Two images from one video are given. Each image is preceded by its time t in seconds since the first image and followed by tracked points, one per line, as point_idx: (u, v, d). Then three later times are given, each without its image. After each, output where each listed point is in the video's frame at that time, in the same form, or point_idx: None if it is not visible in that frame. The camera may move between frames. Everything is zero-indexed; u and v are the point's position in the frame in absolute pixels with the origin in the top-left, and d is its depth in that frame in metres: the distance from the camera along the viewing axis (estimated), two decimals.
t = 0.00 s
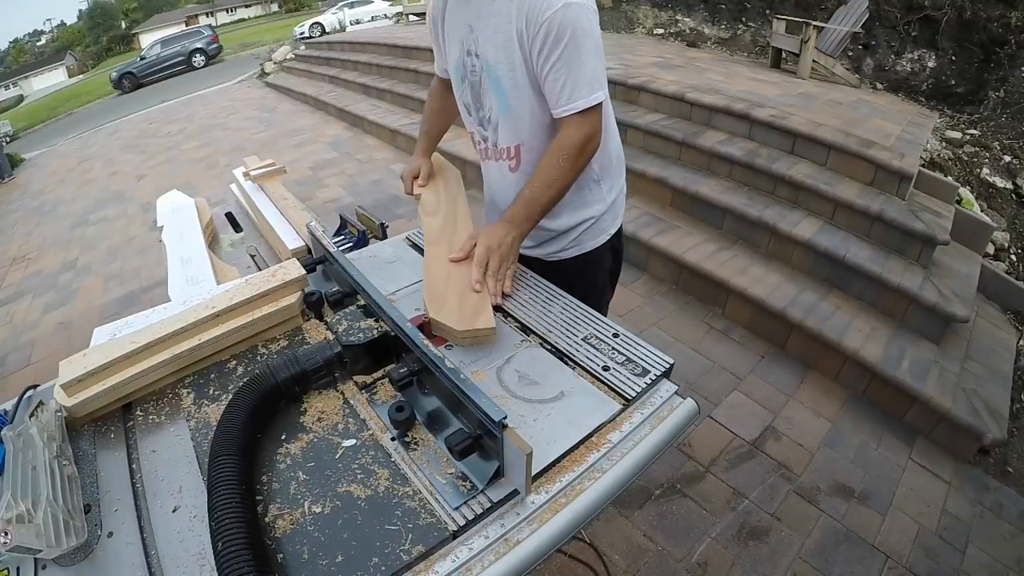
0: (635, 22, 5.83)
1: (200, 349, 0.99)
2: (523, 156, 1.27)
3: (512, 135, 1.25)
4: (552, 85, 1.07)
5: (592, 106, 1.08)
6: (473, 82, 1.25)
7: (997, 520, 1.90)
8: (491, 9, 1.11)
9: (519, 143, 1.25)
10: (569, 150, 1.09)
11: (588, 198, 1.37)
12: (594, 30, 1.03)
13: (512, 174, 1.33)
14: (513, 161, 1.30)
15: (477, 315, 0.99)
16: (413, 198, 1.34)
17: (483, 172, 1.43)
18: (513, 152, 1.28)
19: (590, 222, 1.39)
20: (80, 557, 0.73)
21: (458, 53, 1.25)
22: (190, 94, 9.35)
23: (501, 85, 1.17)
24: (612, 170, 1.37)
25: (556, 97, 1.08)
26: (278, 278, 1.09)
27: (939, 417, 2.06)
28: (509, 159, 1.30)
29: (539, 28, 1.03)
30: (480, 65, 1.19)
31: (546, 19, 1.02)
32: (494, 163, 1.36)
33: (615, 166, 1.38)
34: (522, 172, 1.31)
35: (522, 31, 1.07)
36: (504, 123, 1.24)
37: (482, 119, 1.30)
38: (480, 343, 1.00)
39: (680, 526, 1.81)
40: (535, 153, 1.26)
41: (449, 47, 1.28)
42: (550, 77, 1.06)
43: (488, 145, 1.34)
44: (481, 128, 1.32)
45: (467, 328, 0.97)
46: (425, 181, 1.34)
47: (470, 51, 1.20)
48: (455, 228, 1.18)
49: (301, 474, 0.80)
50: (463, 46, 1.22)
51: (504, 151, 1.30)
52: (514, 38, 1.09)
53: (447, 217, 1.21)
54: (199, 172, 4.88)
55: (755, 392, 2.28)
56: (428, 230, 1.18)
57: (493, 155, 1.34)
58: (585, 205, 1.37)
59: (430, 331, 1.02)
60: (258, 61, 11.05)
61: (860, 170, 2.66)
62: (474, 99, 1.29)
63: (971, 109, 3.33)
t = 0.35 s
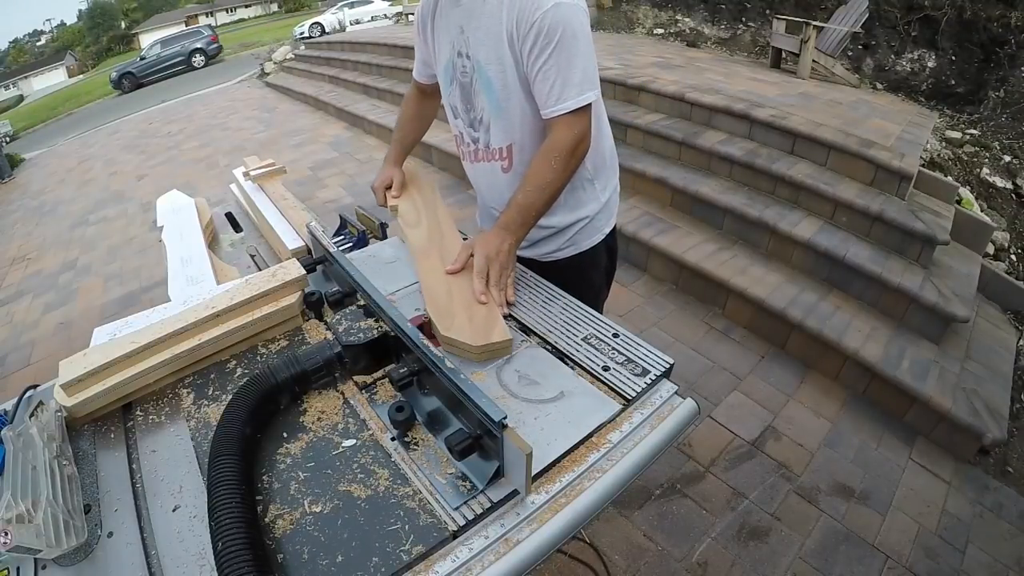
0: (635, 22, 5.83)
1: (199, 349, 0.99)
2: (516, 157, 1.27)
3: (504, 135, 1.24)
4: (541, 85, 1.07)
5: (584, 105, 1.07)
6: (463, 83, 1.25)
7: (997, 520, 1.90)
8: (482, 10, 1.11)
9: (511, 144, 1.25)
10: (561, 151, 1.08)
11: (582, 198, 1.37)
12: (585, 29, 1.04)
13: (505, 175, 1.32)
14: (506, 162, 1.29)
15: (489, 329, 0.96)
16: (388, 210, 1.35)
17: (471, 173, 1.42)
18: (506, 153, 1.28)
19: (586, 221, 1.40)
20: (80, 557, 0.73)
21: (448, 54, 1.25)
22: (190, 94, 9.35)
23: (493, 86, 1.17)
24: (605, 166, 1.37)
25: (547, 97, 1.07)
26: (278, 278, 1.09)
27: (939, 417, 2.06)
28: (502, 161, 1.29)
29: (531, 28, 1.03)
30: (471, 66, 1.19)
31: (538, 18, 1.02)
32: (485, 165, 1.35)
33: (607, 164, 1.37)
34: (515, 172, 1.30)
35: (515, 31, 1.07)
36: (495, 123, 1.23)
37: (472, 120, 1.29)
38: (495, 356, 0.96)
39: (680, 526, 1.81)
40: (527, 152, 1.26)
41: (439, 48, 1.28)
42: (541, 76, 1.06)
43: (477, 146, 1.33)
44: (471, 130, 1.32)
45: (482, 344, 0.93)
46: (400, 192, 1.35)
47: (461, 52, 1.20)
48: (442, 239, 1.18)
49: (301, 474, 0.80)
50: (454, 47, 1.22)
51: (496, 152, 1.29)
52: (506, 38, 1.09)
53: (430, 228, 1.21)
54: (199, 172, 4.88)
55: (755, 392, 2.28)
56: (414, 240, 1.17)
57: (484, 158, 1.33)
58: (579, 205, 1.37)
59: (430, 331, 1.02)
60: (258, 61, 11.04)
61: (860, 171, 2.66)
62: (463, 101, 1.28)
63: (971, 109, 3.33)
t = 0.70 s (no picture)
0: (635, 22, 5.83)
1: (199, 349, 0.99)
2: (524, 152, 1.27)
3: (516, 128, 1.24)
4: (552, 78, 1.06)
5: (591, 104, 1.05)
6: (477, 74, 1.25)
7: (997, 520, 1.90)
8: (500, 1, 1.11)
9: (521, 139, 1.25)
10: (568, 150, 1.06)
11: (585, 202, 1.37)
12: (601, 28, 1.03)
13: (514, 168, 1.32)
14: (513, 156, 1.29)
15: (503, 344, 0.94)
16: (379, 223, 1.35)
17: (476, 168, 1.43)
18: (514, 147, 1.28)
19: (587, 225, 1.40)
20: (80, 557, 0.73)
21: (463, 43, 1.25)
22: (190, 94, 9.35)
23: (506, 78, 1.17)
24: (610, 171, 1.37)
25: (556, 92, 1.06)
26: (278, 278, 1.09)
27: (939, 417, 2.06)
28: (510, 154, 1.30)
29: (546, 21, 1.03)
30: (486, 57, 1.19)
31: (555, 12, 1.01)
32: (492, 159, 1.35)
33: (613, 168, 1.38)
34: (523, 167, 1.30)
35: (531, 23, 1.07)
36: (506, 116, 1.23)
37: (482, 111, 1.30)
38: (515, 373, 0.93)
39: (680, 525, 1.81)
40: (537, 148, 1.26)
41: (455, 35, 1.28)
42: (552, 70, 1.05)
43: (485, 139, 1.34)
44: (480, 121, 1.32)
45: (498, 361, 0.91)
46: (400, 205, 1.32)
47: (477, 42, 1.20)
48: (440, 255, 1.15)
49: (301, 473, 0.80)
50: (469, 36, 1.22)
51: (504, 145, 1.29)
52: (521, 31, 1.09)
53: (424, 242, 1.20)
54: (199, 172, 4.88)
55: (755, 392, 2.28)
56: (411, 254, 1.15)
57: (491, 151, 1.34)
58: (581, 208, 1.37)
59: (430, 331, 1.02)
60: (258, 61, 11.04)
61: (860, 171, 2.66)
62: (475, 92, 1.29)
63: (971, 109, 3.33)
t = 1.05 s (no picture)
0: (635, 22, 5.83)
1: (199, 349, 0.99)
2: (553, 164, 1.26)
3: (548, 139, 1.23)
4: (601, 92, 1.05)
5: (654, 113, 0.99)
6: (503, 77, 1.24)
7: (997, 520, 1.90)
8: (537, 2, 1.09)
9: (550, 151, 1.25)
10: (636, 173, 1.01)
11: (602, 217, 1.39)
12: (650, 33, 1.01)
13: (541, 182, 1.31)
14: (540, 169, 1.29)
15: (537, 372, 0.88)
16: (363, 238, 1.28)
17: (489, 177, 1.43)
18: (541, 159, 1.27)
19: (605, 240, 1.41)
20: (80, 557, 0.73)
21: (487, 45, 1.24)
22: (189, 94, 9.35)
23: (540, 85, 1.16)
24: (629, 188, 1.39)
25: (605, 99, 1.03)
26: (278, 278, 1.09)
27: (939, 417, 2.06)
28: (536, 166, 1.29)
29: (595, 26, 1.01)
30: (517, 62, 1.18)
31: (603, 15, 1.00)
32: (515, 169, 1.34)
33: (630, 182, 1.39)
34: (550, 180, 1.30)
35: (575, 28, 1.06)
36: (536, 125, 1.23)
37: (504, 119, 1.29)
38: (549, 403, 0.88)
39: (680, 525, 1.81)
40: (566, 160, 1.25)
41: (474, 34, 1.26)
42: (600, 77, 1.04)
43: (502, 147, 1.33)
44: (501, 128, 1.31)
45: (534, 392, 0.85)
46: (390, 223, 1.29)
47: (504, 44, 1.19)
48: (445, 279, 1.10)
49: (301, 473, 0.80)
50: (496, 36, 1.20)
51: (530, 156, 1.28)
52: (564, 36, 1.08)
53: (423, 263, 1.14)
54: (199, 172, 4.88)
55: (755, 392, 2.28)
56: (413, 280, 1.09)
57: (517, 160, 1.32)
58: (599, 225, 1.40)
59: (431, 331, 1.01)
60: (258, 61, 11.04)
61: (860, 171, 2.66)
62: (498, 98, 1.27)
63: (971, 109, 3.33)
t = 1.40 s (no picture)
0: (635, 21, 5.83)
1: (199, 349, 0.99)
2: (582, 182, 1.19)
3: (579, 156, 1.16)
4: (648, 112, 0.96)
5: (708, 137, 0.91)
6: (531, 85, 1.17)
7: (997, 520, 1.90)
8: (576, 6, 1.02)
9: (580, 168, 1.17)
10: (694, 200, 0.92)
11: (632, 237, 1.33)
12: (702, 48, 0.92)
13: (565, 200, 1.24)
14: (568, 186, 1.21)
15: (617, 434, 0.78)
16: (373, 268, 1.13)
17: (508, 185, 1.36)
18: (569, 176, 1.20)
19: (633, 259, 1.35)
20: (80, 556, 0.73)
21: (514, 48, 1.17)
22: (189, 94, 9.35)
23: (574, 95, 1.09)
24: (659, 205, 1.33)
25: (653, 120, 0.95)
26: (278, 278, 1.09)
27: (939, 417, 2.06)
28: (562, 183, 1.22)
29: (644, 37, 0.93)
30: (549, 70, 1.12)
31: (653, 26, 0.91)
32: (541, 184, 1.26)
33: (659, 200, 1.34)
34: (576, 199, 1.23)
35: (619, 38, 0.98)
36: (566, 139, 1.15)
37: (530, 129, 1.22)
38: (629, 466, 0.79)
39: (680, 525, 1.81)
40: (597, 178, 1.17)
41: (498, 36, 1.19)
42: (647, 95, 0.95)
43: (527, 160, 1.26)
44: (526, 140, 1.24)
45: (624, 458, 0.75)
46: (405, 253, 1.14)
47: (535, 49, 1.13)
48: (480, 313, 0.98)
49: (301, 473, 0.80)
50: (525, 40, 1.14)
51: (559, 172, 1.21)
52: (604, 46, 1.01)
53: (451, 300, 1.02)
54: (199, 172, 4.88)
55: (755, 392, 2.28)
56: (445, 323, 0.96)
57: (544, 175, 1.24)
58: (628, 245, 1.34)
59: (431, 331, 0.98)
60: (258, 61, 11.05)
61: (860, 171, 2.66)
62: (524, 106, 1.21)
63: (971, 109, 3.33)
